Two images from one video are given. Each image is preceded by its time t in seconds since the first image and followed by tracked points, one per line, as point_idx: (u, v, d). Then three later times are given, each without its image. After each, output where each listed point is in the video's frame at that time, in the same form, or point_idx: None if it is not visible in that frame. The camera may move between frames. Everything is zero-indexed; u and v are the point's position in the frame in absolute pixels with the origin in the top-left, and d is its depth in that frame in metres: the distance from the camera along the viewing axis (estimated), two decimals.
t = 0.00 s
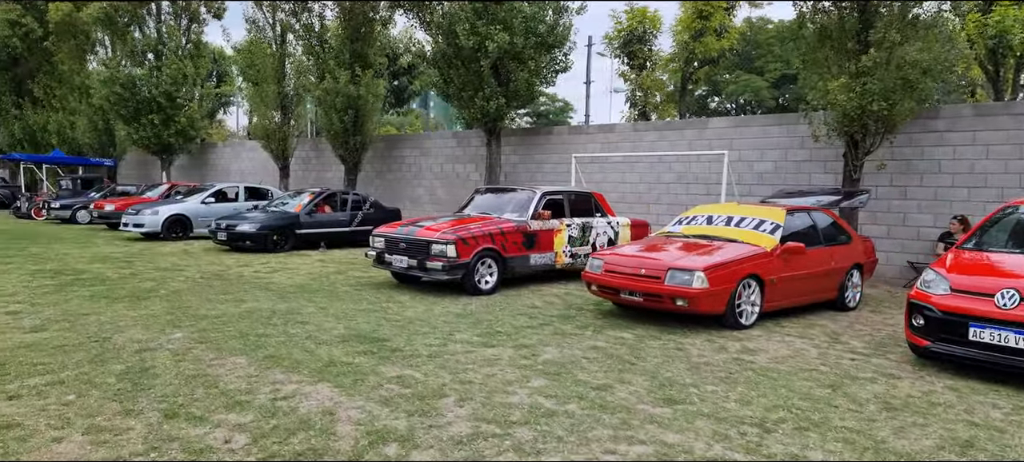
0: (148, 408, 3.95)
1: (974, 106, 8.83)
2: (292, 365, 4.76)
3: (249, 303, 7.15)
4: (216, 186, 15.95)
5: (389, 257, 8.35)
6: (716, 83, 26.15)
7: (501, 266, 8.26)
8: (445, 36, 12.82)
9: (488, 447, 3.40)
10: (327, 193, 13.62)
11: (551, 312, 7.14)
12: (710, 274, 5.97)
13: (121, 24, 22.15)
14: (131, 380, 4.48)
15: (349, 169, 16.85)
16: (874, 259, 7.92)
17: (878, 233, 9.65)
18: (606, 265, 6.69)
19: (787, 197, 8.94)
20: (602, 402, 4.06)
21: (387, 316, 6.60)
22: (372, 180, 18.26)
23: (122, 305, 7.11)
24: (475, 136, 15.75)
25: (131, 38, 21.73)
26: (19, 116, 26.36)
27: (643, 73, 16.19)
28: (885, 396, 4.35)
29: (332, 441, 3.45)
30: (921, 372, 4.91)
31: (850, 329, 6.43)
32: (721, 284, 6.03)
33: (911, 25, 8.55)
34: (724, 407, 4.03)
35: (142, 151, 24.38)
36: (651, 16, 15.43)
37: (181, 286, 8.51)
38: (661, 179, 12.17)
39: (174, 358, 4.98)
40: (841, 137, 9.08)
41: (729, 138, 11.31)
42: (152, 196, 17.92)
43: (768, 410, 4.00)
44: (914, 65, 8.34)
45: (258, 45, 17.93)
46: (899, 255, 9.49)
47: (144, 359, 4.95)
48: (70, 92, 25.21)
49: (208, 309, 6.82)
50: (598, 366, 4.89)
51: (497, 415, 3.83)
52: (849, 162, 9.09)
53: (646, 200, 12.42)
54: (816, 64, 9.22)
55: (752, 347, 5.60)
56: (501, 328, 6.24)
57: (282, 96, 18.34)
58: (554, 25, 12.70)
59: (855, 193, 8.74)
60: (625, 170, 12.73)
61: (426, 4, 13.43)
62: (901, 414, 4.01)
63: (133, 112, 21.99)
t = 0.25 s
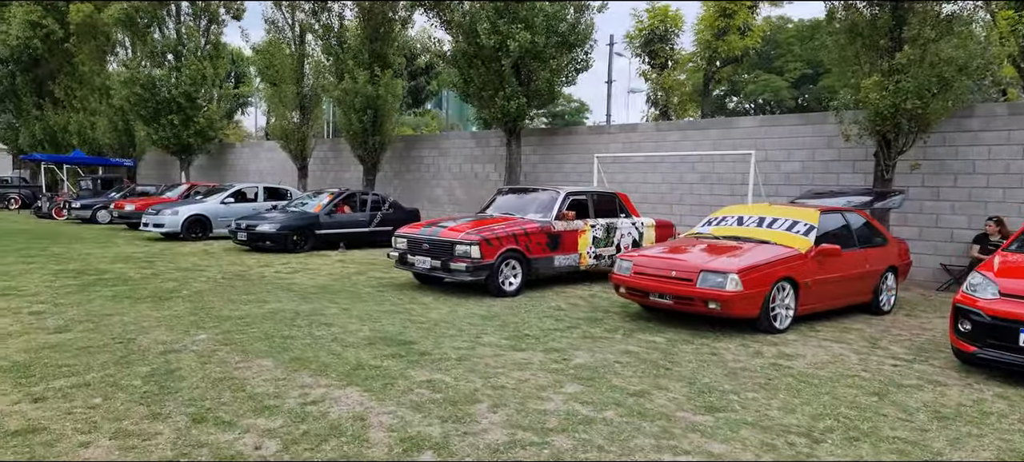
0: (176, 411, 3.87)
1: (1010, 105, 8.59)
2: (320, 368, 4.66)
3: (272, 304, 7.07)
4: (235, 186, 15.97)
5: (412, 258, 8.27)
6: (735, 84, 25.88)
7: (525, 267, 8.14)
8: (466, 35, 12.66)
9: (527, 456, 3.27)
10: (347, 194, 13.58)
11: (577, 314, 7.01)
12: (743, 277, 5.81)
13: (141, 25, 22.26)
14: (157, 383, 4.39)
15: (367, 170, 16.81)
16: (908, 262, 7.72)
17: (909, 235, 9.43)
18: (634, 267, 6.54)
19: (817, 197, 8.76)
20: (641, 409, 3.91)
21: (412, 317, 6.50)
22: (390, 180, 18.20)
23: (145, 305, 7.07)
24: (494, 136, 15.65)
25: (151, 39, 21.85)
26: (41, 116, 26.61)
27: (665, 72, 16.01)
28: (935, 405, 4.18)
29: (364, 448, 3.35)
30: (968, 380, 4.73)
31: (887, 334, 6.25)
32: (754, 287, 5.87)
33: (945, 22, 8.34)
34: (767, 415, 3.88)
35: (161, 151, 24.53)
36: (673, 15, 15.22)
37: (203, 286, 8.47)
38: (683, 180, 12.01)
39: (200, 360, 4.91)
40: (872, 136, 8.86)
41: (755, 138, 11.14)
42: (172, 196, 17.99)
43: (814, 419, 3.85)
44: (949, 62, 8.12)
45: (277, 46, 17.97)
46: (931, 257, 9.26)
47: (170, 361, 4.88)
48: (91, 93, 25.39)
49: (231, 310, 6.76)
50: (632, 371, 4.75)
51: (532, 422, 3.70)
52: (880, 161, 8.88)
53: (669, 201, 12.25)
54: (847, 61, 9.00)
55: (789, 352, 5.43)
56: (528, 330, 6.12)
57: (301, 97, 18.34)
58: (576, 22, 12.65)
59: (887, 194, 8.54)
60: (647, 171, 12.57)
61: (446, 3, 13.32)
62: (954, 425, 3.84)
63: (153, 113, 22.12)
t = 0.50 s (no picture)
0: (204, 420, 3.77)
1: None
2: (347, 374, 4.57)
3: (293, 307, 6.99)
4: (249, 187, 15.95)
5: (432, 260, 8.16)
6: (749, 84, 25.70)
7: (548, 270, 8.02)
8: (482, 34, 12.61)
9: None
10: (364, 195, 13.54)
11: (603, 317, 6.87)
12: (777, 281, 5.67)
13: (155, 26, 22.31)
14: (183, 389, 4.30)
15: (382, 171, 16.75)
16: (941, 264, 7.54)
17: (937, 236, 9.24)
18: (662, 269, 6.40)
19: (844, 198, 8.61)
20: (682, 418, 3.78)
21: (435, 321, 6.40)
22: (404, 181, 18.14)
23: (165, 308, 7.00)
24: (510, 137, 15.56)
25: (165, 40, 21.92)
26: (55, 118, 26.73)
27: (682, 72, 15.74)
28: (987, 415, 4.02)
29: (401, 460, 3.23)
30: (1016, 388, 4.57)
31: (924, 339, 6.09)
32: (788, 291, 5.72)
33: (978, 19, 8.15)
34: (814, 425, 3.74)
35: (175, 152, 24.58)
36: (691, 13, 14.96)
37: (222, 288, 8.40)
38: (704, 180, 11.87)
39: (224, 365, 4.82)
40: (901, 136, 8.69)
41: (778, 138, 10.99)
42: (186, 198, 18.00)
43: (864, 430, 3.70)
44: (981, 60, 7.91)
45: (289, 45, 17.93)
46: (959, 259, 9.08)
47: (194, 366, 4.79)
48: (105, 94, 25.48)
49: (252, 313, 6.68)
50: (667, 377, 4.62)
51: (571, 432, 3.57)
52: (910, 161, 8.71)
53: (688, 201, 12.12)
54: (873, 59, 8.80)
55: (826, 357, 5.28)
56: (555, 334, 6.00)
57: (315, 97, 18.34)
58: (594, 22, 12.53)
59: (916, 194, 8.36)
60: (667, 171, 12.43)
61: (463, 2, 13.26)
62: (1011, 437, 3.68)
63: (166, 114, 22.15)
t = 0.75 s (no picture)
0: (224, 430, 3.67)
1: None
2: (367, 382, 4.47)
3: (307, 312, 6.90)
4: (257, 188, 15.90)
5: (446, 263, 8.07)
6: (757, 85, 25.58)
7: (563, 273, 7.91)
8: (494, 35, 12.53)
9: None
10: (374, 197, 13.47)
11: (621, 322, 6.75)
12: (802, 286, 5.55)
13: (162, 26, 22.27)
14: (200, 397, 4.21)
15: (390, 172, 16.69)
16: (963, 269, 7.41)
17: (956, 240, 9.11)
18: (682, 274, 6.29)
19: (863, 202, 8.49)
20: (715, 430, 3.66)
21: (452, 326, 6.30)
22: (413, 182, 18.06)
23: (177, 313, 6.90)
24: (520, 138, 15.47)
25: (172, 40, 21.93)
26: (61, 118, 26.69)
27: (693, 73, 15.66)
28: None
29: None
30: None
31: (950, 346, 5.96)
32: (813, 297, 5.61)
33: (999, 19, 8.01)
34: (851, 438, 3.62)
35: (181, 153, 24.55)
36: (703, 14, 14.82)
37: (233, 292, 8.32)
38: (717, 183, 11.78)
39: (241, 372, 4.72)
40: (920, 138, 8.55)
41: (793, 140, 10.87)
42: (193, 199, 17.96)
43: (903, 442, 3.58)
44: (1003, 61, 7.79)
45: (297, 46, 17.92)
46: (979, 263, 8.94)
47: (210, 373, 4.70)
48: (111, 95, 25.47)
49: (265, 318, 6.59)
50: (694, 385, 4.50)
51: (602, 444, 3.46)
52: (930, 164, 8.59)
53: (701, 204, 12.03)
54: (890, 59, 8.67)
55: (854, 365, 5.16)
56: (574, 340, 5.89)
57: (322, 98, 18.28)
58: (607, 23, 12.50)
59: (937, 197, 8.23)
60: (679, 173, 12.34)
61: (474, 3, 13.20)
62: None
63: (173, 115, 22.11)
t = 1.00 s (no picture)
0: (245, 440, 3.53)
1: None
2: (390, 388, 4.33)
3: (321, 315, 6.76)
4: (264, 189, 15.78)
5: (461, 264, 7.93)
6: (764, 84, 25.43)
7: (580, 275, 7.76)
8: (504, 33, 12.40)
9: None
10: (383, 197, 13.36)
11: (642, 324, 6.60)
12: (832, 287, 5.40)
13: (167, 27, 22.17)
14: (219, 405, 4.06)
15: (398, 173, 16.57)
16: (990, 269, 7.25)
17: (979, 239, 8.94)
18: (706, 276, 6.14)
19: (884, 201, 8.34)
20: (757, 439, 3.51)
21: (471, 329, 6.16)
22: (420, 183, 17.94)
23: (189, 316, 6.77)
24: (529, 137, 15.33)
25: (177, 41, 21.81)
26: (66, 120, 26.58)
27: (704, 71, 15.53)
28: None
29: None
30: None
31: (983, 348, 5.81)
32: (844, 298, 5.46)
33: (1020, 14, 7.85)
34: (900, 446, 3.47)
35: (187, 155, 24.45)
36: (713, 11, 14.75)
37: (245, 294, 8.18)
38: (731, 182, 11.65)
39: (258, 378, 4.59)
40: (943, 136, 8.39)
41: (809, 138, 10.73)
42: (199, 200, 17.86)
43: (954, 451, 3.43)
44: None
45: (303, 45, 17.83)
46: (1003, 262, 8.77)
47: (228, 380, 4.56)
48: (116, 97, 25.37)
49: (279, 321, 6.46)
50: (728, 391, 4.36)
51: (640, 455, 3.31)
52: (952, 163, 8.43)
53: (715, 203, 11.90)
54: (911, 56, 8.51)
55: (888, 369, 5.01)
56: (597, 343, 5.75)
57: (329, 98, 18.16)
58: (618, 21, 12.35)
59: (961, 195, 8.06)
60: (692, 172, 12.21)
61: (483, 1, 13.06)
62: None
63: (178, 116, 22.01)
